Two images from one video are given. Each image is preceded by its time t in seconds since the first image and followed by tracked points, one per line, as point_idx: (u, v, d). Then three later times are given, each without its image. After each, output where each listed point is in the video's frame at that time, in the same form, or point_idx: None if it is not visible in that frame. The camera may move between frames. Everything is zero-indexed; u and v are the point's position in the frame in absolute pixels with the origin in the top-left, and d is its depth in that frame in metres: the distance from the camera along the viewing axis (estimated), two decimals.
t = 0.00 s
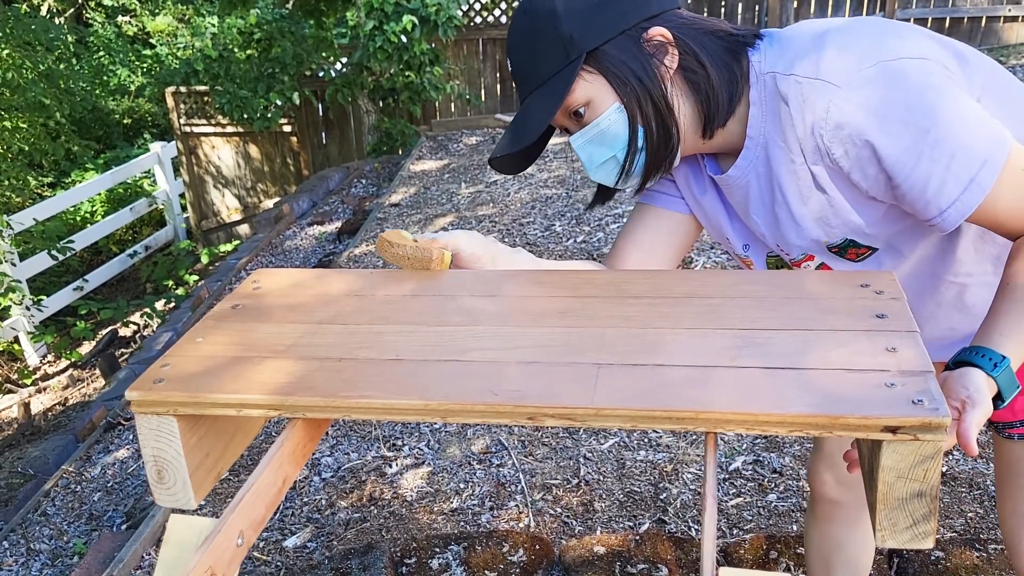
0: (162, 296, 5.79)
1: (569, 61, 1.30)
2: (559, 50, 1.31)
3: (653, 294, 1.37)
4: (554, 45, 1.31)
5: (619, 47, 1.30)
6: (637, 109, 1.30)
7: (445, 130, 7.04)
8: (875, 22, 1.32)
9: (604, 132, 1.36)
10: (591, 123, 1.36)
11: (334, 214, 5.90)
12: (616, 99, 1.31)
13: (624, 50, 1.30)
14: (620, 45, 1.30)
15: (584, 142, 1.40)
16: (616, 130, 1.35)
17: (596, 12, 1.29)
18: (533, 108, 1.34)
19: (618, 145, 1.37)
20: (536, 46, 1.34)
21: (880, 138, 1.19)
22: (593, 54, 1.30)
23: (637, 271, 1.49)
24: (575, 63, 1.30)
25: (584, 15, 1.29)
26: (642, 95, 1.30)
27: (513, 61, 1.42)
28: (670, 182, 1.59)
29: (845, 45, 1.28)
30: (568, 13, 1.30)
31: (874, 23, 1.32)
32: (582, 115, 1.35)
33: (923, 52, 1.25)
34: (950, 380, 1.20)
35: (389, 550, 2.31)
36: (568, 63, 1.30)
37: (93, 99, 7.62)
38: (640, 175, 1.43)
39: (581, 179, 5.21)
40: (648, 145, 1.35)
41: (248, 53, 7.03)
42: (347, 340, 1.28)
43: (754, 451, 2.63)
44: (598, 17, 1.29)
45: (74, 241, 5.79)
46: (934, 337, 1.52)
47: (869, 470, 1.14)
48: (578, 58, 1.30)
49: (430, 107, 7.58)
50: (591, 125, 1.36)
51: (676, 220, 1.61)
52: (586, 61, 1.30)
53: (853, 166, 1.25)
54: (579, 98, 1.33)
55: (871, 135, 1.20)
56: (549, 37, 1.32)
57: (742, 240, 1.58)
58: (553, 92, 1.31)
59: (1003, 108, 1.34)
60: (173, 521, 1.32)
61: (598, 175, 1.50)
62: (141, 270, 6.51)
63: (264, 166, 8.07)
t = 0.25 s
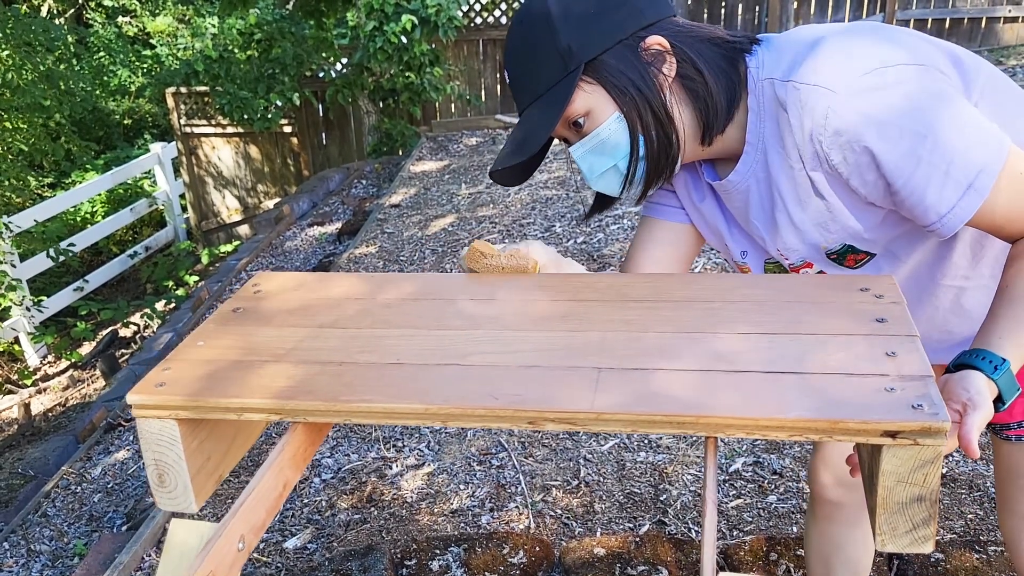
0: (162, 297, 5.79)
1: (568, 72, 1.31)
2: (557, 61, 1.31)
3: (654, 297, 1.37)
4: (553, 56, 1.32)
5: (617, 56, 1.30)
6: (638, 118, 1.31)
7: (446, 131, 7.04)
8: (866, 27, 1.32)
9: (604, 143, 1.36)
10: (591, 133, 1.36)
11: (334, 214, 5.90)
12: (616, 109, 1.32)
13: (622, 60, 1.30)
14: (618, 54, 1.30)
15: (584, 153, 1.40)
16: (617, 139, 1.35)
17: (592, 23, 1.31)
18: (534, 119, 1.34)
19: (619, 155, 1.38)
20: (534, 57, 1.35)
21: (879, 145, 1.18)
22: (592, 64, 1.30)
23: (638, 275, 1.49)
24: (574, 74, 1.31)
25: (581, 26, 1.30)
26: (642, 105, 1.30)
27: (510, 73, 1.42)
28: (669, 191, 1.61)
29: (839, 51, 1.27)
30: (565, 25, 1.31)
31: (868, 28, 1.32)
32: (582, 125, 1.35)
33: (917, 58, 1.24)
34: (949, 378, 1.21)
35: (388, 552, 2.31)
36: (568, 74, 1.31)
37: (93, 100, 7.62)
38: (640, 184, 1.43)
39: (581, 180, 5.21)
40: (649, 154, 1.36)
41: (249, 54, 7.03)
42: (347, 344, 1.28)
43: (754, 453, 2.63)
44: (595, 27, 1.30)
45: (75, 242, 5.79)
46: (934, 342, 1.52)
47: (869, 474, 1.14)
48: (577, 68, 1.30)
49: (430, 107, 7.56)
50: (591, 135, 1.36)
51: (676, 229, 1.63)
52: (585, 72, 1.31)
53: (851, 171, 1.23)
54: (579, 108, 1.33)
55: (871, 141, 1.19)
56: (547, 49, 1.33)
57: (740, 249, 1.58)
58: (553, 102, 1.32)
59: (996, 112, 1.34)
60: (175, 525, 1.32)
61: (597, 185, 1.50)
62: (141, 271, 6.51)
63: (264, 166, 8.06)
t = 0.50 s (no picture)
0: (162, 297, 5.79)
1: (571, 75, 1.31)
2: (560, 65, 1.31)
3: (656, 301, 1.37)
4: (555, 59, 1.32)
5: (620, 58, 1.30)
6: (641, 120, 1.31)
7: (447, 132, 7.02)
8: (871, 28, 1.32)
9: (609, 144, 1.36)
10: (595, 136, 1.36)
11: (335, 214, 5.89)
12: (620, 111, 1.32)
13: (625, 62, 1.30)
14: (620, 57, 1.30)
15: (588, 155, 1.40)
16: (621, 140, 1.35)
17: (594, 25, 1.30)
18: (539, 122, 1.34)
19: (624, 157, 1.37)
20: (537, 61, 1.35)
21: (885, 144, 1.18)
22: (595, 67, 1.30)
23: (640, 278, 1.49)
24: (577, 76, 1.30)
25: (582, 30, 1.30)
26: (646, 107, 1.30)
27: (512, 78, 1.42)
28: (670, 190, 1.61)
29: (843, 51, 1.27)
30: (567, 28, 1.31)
31: (870, 28, 1.32)
32: (586, 127, 1.35)
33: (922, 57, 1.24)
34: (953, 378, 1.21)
35: (389, 553, 2.30)
36: (570, 76, 1.31)
37: (94, 101, 7.62)
38: (646, 184, 1.43)
39: (582, 180, 5.21)
40: (654, 156, 1.35)
41: (249, 54, 7.03)
42: (350, 348, 1.28)
43: (756, 454, 2.63)
44: (597, 30, 1.30)
45: (75, 242, 5.78)
46: (936, 343, 1.51)
47: (872, 479, 1.14)
48: (580, 71, 1.30)
49: (431, 108, 7.52)
50: (595, 137, 1.36)
51: (676, 227, 1.63)
52: (587, 75, 1.31)
53: (857, 170, 1.23)
54: (583, 111, 1.33)
55: (877, 140, 1.18)
56: (550, 53, 1.32)
57: (742, 249, 1.58)
58: (557, 106, 1.31)
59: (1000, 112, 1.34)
60: (176, 529, 1.32)
61: (602, 186, 1.50)
62: (142, 271, 6.50)
63: (264, 166, 8.06)
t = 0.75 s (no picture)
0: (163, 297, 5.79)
1: (568, 82, 1.30)
2: (558, 73, 1.30)
3: (657, 302, 1.37)
4: (553, 67, 1.31)
5: (618, 65, 1.29)
6: (638, 125, 1.30)
7: (447, 132, 7.01)
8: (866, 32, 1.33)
9: (607, 151, 1.35)
10: (593, 141, 1.36)
11: (335, 215, 5.89)
12: (618, 116, 1.31)
13: (623, 69, 1.29)
14: (618, 65, 1.29)
15: (586, 162, 1.40)
16: (618, 146, 1.34)
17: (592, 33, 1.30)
18: (536, 128, 1.33)
19: (620, 163, 1.37)
20: (535, 69, 1.34)
21: (878, 144, 1.18)
22: (592, 74, 1.30)
23: (641, 280, 1.48)
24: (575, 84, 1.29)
25: (580, 38, 1.30)
26: (642, 111, 1.30)
27: (512, 86, 1.41)
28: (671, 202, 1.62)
29: (837, 55, 1.28)
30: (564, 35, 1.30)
31: (865, 32, 1.32)
32: (584, 134, 1.34)
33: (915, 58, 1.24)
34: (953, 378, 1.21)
35: (390, 554, 2.30)
36: (568, 83, 1.30)
37: (94, 101, 7.62)
38: (643, 190, 1.42)
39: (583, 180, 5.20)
40: (652, 160, 1.35)
41: (250, 54, 7.04)
42: (350, 349, 1.27)
43: (757, 454, 2.62)
44: (595, 37, 1.29)
45: (76, 242, 5.78)
46: (942, 347, 1.51)
47: (874, 481, 1.13)
48: (578, 78, 1.29)
49: (432, 108, 7.51)
50: (593, 143, 1.36)
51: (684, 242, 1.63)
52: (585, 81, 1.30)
53: (852, 172, 1.23)
54: (581, 116, 1.32)
55: (870, 141, 1.19)
56: (548, 60, 1.32)
57: (744, 257, 1.58)
58: (554, 112, 1.30)
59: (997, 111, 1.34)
60: (175, 532, 1.31)
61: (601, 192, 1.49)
62: (143, 271, 6.50)
63: (265, 166, 8.05)
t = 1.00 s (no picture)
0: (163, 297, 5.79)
1: (558, 114, 1.34)
2: (548, 109, 1.35)
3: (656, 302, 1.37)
4: (542, 102, 1.35)
5: (605, 95, 1.34)
6: (630, 146, 1.32)
7: (447, 131, 7.01)
8: (841, 46, 1.37)
9: (602, 179, 1.36)
10: (589, 172, 1.37)
11: (336, 214, 5.89)
12: (609, 142, 1.33)
13: (611, 99, 1.34)
14: (605, 96, 1.34)
15: (584, 193, 1.40)
16: (613, 174, 1.35)
17: (579, 68, 1.35)
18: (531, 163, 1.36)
19: (617, 191, 1.37)
20: (527, 109, 1.39)
21: (867, 141, 1.20)
22: (581, 106, 1.34)
23: (641, 280, 1.48)
24: (565, 116, 1.34)
25: (567, 74, 1.35)
26: (632, 135, 1.32)
27: (506, 130, 1.46)
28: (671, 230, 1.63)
29: (817, 65, 1.32)
30: (552, 73, 1.36)
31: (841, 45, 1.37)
32: (580, 164, 1.36)
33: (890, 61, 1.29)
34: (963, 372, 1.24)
35: (390, 554, 2.30)
36: (558, 116, 1.34)
37: (95, 102, 7.63)
38: (643, 218, 1.42)
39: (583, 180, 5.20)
40: (647, 183, 1.35)
41: (251, 54, 7.04)
42: (349, 349, 1.27)
43: (756, 454, 2.62)
44: (581, 72, 1.34)
45: (76, 242, 5.78)
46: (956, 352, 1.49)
47: (873, 481, 1.13)
48: (567, 110, 1.33)
49: (432, 108, 7.52)
50: (589, 173, 1.37)
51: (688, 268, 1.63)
52: (574, 115, 1.34)
53: (845, 172, 1.24)
54: (574, 148, 1.35)
55: (860, 141, 1.21)
56: (538, 98, 1.36)
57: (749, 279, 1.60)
58: (548, 145, 1.34)
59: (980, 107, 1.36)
60: (172, 532, 1.31)
61: (602, 223, 1.49)
62: (143, 271, 6.50)
63: (265, 166, 8.04)
